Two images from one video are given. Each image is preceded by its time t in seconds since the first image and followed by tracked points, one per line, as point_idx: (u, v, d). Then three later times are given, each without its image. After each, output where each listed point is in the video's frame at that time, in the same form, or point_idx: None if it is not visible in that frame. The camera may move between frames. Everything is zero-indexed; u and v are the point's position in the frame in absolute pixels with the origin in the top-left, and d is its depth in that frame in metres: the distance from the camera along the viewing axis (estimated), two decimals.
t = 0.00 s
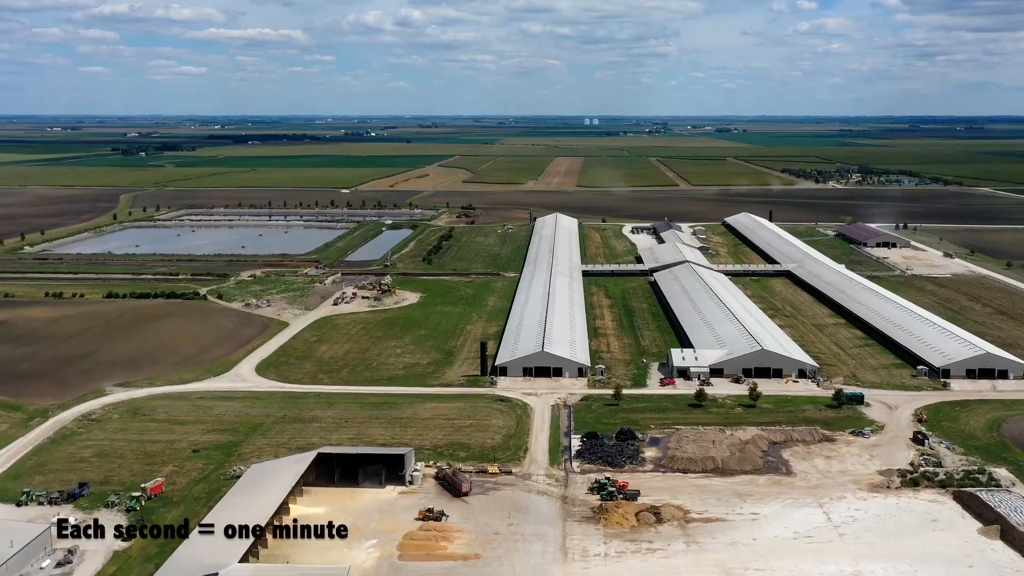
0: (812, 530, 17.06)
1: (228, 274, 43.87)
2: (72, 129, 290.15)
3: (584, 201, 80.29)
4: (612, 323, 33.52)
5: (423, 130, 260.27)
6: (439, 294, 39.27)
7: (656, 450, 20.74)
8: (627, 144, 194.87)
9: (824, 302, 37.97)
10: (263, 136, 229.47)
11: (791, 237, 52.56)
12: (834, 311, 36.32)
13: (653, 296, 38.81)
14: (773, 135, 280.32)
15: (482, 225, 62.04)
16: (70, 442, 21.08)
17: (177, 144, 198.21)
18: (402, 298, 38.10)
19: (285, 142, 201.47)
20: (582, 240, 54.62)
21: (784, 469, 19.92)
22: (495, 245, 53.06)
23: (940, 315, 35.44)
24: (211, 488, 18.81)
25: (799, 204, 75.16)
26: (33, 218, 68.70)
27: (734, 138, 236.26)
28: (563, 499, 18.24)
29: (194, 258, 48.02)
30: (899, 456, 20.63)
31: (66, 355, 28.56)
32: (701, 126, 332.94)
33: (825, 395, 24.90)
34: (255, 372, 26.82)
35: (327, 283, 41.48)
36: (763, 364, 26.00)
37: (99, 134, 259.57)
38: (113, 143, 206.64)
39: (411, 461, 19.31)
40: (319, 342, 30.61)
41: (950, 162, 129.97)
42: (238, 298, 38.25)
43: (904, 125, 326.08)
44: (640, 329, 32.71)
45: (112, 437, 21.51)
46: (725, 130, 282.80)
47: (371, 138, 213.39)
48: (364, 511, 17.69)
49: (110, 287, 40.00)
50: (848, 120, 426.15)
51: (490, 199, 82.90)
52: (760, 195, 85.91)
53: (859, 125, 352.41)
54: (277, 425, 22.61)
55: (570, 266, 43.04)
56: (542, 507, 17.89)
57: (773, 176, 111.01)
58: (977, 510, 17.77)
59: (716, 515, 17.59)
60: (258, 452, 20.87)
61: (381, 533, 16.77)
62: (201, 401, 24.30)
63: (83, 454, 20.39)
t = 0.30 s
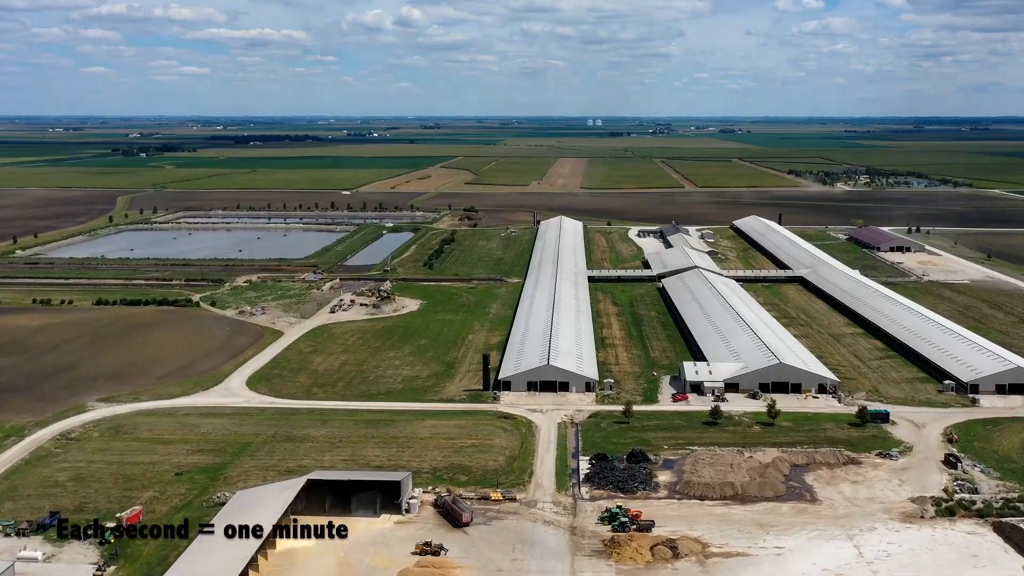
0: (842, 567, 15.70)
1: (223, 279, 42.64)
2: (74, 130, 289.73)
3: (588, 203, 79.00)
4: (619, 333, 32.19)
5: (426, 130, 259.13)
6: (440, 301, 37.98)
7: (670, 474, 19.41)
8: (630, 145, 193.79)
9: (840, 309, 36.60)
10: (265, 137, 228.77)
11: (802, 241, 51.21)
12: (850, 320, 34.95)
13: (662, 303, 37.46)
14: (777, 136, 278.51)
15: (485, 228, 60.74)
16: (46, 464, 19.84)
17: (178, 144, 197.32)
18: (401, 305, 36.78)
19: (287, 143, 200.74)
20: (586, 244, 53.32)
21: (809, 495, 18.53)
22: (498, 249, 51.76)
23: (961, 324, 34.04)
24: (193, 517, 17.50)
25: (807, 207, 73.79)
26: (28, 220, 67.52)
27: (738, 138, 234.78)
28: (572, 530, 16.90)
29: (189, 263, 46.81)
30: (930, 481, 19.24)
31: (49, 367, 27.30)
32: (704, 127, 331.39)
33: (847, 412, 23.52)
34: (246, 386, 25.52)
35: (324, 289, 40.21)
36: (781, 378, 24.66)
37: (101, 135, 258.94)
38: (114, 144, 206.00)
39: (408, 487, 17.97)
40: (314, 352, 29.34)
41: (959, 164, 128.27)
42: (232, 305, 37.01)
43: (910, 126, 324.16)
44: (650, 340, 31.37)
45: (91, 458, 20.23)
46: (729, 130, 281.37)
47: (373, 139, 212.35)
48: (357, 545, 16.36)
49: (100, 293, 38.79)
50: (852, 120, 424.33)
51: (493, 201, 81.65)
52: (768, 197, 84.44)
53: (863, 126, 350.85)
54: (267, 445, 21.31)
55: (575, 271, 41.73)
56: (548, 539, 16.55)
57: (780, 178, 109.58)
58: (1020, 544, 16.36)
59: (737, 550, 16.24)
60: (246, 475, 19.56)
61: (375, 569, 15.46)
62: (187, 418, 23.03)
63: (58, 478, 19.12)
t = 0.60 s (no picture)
0: None
1: (219, 283, 41.51)
2: (76, 129, 289.20)
3: (592, 204, 77.81)
4: (627, 341, 30.99)
5: (428, 130, 258.07)
6: (441, 306, 36.81)
7: (684, 497, 18.20)
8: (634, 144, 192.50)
9: (855, 315, 35.35)
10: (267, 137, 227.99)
11: (812, 243, 49.90)
12: (865, 326, 33.70)
13: (670, 309, 36.24)
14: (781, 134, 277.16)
15: (487, 229, 59.51)
16: (21, 485, 18.74)
17: (179, 143, 196.38)
18: (401, 311, 35.55)
19: (289, 143, 199.71)
20: (591, 246, 52.09)
21: (834, 520, 17.31)
22: (500, 251, 50.53)
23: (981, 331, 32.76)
24: (173, 545, 16.35)
25: (816, 207, 72.50)
26: (23, 221, 66.50)
27: (743, 138, 233.39)
28: (580, 560, 15.71)
29: (184, 266, 45.68)
30: (963, 505, 18.00)
31: (32, 378, 26.20)
32: (707, 126, 329.89)
33: (870, 427, 22.28)
34: (237, 398, 24.38)
35: (322, 293, 39.04)
36: (798, 391, 23.46)
37: (102, 134, 258.30)
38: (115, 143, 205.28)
39: (404, 513, 16.81)
40: (310, 361, 28.20)
41: (966, 164, 126.80)
42: (226, 310, 35.83)
43: (914, 125, 322.44)
44: (658, 348, 30.15)
45: (69, 479, 19.12)
46: (733, 130, 279.79)
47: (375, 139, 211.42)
48: None
49: (91, 298, 37.68)
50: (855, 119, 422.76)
51: (496, 201, 80.46)
52: (774, 197, 83.08)
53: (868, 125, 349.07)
54: (256, 463, 20.17)
55: (580, 275, 40.53)
56: (555, 570, 15.37)
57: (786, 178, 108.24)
58: None
59: None
60: (233, 497, 18.41)
61: None
62: (173, 433, 21.88)
63: (32, 501, 18.00)
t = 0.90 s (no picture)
0: None
1: (211, 288, 40.14)
2: (75, 128, 287.92)
3: (595, 205, 76.41)
4: (634, 351, 29.60)
5: (429, 129, 256.63)
6: (440, 313, 35.43)
7: (701, 528, 16.84)
8: (636, 143, 191.03)
9: (871, 323, 33.96)
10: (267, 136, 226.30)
11: (822, 246, 48.46)
12: (882, 334, 32.31)
13: (678, 316, 34.86)
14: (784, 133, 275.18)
15: (488, 231, 58.10)
16: None
17: (179, 142, 195.05)
18: (398, 318, 34.15)
19: (290, 142, 198.54)
20: (595, 249, 50.66)
21: (864, 555, 15.94)
22: (502, 255, 49.15)
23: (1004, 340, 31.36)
24: None
25: (824, 208, 71.00)
26: (15, 222, 65.15)
27: (746, 137, 231.48)
28: None
29: (176, 270, 44.31)
30: (1003, 537, 16.63)
31: (8, 392, 24.82)
32: (710, 125, 328.22)
33: (896, 447, 20.89)
34: (223, 416, 23.01)
35: (317, 299, 37.66)
36: (818, 409, 22.10)
37: (102, 133, 256.87)
38: (114, 142, 203.91)
39: (397, 548, 15.43)
40: (301, 374, 26.85)
41: (973, 163, 125.11)
42: (217, 317, 34.49)
43: (917, 124, 320.64)
44: (668, 359, 28.78)
45: (37, 507, 17.77)
46: (736, 129, 278.28)
47: (376, 138, 209.89)
48: None
49: (77, 304, 36.34)
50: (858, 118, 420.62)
51: (497, 202, 79.05)
52: (780, 198, 81.56)
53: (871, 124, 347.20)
54: (241, 488, 18.83)
55: (584, 280, 39.14)
56: None
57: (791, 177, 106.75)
58: None
59: None
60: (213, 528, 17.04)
61: None
62: (153, 454, 20.52)
63: None
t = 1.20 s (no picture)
0: None
1: (202, 294, 38.95)
2: (74, 128, 286.92)
3: (597, 207, 75.26)
4: (640, 362, 28.42)
5: (429, 130, 255.61)
6: (439, 321, 34.25)
7: (716, 561, 15.65)
8: (637, 144, 190.09)
9: (884, 332, 32.76)
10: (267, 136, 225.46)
11: (831, 250, 47.26)
12: (897, 343, 31.11)
13: (685, 325, 33.66)
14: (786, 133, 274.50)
15: (488, 235, 56.93)
16: None
17: (178, 143, 194.00)
18: (395, 326, 32.94)
19: (289, 142, 197.70)
20: (598, 253, 49.48)
21: None
22: (502, 259, 47.96)
23: None
24: None
25: (830, 211, 69.82)
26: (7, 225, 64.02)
27: (748, 138, 230.68)
28: None
29: (168, 275, 43.15)
30: None
31: None
32: (711, 125, 327.13)
33: (921, 470, 19.67)
34: (208, 433, 21.83)
35: (311, 306, 36.47)
36: (837, 427, 20.92)
37: (102, 134, 256.12)
38: (113, 143, 202.90)
39: None
40: (293, 387, 25.69)
41: (978, 164, 123.91)
42: (207, 324, 33.32)
43: (919, 125, 319.42)
44: (676, 371, 27.58)
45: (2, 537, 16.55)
46: (737, 129, 277.13)
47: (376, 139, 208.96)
48: None
49: (64, 311, 35.16)
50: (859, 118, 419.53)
51: (497, 203, 77.92)
52: (784, 200, 80.35)
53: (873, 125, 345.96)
54: (223, 514, 17.64)
55: (587, 286, 37.95)
56: None
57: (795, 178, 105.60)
58: None
59: None
60: (191, 560, 15.84)
61: None
62: (131, 477, 19.29)
63: None
